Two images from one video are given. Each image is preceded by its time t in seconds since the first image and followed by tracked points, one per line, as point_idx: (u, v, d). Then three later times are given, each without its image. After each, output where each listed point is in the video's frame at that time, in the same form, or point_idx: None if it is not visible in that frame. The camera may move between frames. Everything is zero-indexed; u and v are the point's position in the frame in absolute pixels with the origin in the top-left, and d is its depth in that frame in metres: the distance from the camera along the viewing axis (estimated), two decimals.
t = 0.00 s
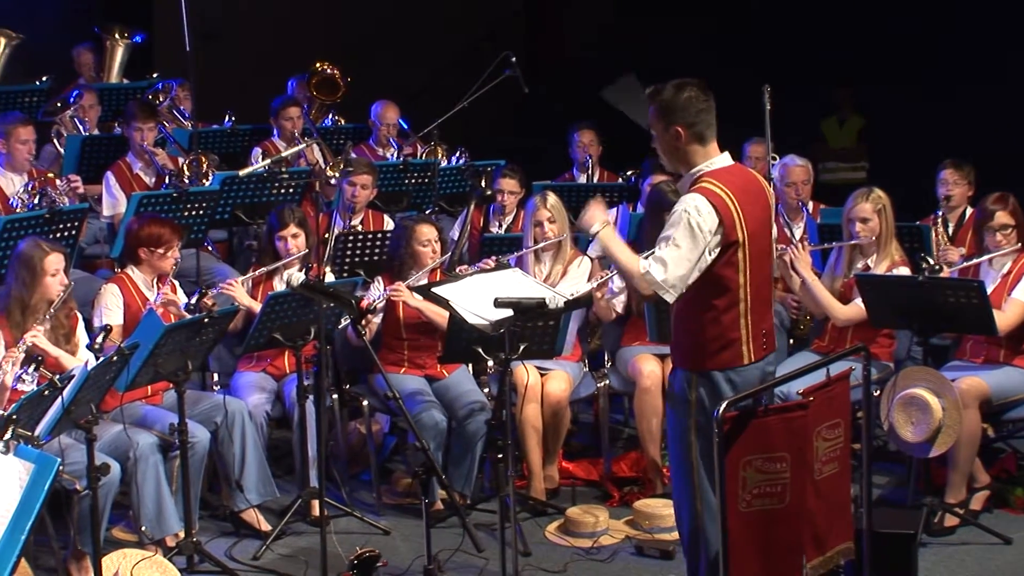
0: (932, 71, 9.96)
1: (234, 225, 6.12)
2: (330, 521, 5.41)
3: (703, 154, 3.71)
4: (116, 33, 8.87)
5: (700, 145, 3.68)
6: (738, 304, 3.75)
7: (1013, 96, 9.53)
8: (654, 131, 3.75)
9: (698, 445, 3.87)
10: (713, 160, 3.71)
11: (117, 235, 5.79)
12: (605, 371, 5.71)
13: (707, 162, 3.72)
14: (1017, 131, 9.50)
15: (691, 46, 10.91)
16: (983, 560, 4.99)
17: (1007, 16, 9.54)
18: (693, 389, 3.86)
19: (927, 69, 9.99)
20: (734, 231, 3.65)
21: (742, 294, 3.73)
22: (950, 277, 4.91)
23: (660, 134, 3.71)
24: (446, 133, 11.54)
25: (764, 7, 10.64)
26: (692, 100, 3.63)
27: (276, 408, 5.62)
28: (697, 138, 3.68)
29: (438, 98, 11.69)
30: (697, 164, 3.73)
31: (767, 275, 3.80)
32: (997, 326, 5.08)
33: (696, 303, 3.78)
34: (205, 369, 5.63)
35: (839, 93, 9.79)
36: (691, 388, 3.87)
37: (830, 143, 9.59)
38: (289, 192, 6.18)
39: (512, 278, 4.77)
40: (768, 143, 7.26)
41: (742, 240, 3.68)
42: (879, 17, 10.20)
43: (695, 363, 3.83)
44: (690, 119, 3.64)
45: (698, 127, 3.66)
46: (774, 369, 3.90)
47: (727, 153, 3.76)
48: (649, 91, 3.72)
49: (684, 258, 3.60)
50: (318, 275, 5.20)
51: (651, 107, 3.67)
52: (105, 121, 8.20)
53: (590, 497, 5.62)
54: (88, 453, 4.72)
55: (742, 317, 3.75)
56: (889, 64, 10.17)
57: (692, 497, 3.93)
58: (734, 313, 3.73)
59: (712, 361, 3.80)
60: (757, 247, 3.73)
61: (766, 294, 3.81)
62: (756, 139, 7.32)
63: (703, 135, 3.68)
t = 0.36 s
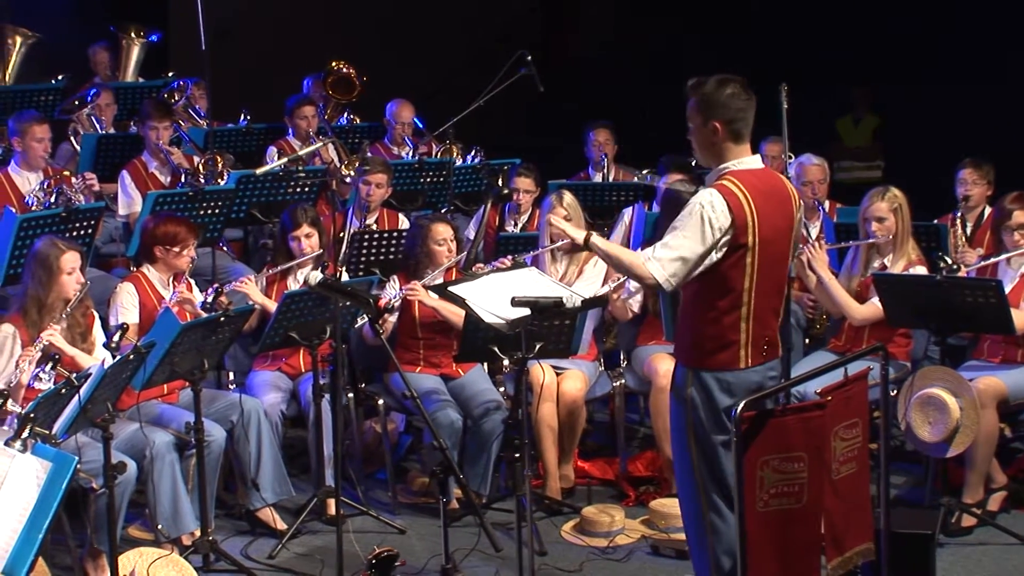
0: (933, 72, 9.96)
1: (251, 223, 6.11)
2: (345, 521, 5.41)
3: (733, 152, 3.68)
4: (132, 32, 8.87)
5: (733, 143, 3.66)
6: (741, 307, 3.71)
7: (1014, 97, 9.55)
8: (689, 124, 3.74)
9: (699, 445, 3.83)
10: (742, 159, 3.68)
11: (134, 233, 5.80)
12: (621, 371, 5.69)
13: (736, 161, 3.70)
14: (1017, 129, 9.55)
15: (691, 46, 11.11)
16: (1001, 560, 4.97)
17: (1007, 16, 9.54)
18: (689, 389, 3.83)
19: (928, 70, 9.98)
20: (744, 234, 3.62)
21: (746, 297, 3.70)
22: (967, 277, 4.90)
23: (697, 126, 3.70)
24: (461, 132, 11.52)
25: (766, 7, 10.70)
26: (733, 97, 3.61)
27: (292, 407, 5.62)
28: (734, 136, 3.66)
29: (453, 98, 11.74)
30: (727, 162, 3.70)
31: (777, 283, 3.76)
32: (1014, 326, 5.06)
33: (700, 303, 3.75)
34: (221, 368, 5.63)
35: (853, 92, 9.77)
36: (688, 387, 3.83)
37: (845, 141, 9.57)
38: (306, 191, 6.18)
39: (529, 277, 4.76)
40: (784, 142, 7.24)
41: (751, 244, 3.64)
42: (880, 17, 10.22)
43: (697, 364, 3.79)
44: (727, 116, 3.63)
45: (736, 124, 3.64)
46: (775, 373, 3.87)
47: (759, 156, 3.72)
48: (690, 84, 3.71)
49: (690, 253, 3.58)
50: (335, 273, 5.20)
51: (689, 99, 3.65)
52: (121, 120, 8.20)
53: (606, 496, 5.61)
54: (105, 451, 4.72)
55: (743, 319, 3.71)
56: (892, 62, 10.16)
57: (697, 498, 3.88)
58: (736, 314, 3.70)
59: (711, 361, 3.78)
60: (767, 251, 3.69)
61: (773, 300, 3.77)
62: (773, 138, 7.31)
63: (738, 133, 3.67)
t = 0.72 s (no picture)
0: (934, 72, 10.00)
1: (266, 224, 6.12)
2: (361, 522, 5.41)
3: (761, 157, 3.64)
4: (148, 32, 8.88)
5: (767, 151, 3.62)
6: (751, 311, 3.67)
7: None
8: (727, 115, 3.68)
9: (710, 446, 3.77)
10: (767, 166, 3.64)
11: (150, 234, 5.81)
12: (637, 372, 5.68)
13: (760, 165, 3.65)
14: None
15: (694, 45, 11.31)
16: (1020, 562, 4.95)
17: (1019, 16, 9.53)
18: (701, 389, 3.77)
19: (928, 70, 10.03)
20: (755, 238, 3.58)
21: (755, 301, 3.65)
22: (986, 278, 4.88)
23: (732, 124, 3.65)
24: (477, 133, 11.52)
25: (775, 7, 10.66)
26: (781, 109, 3.58)
27: (308, 408, 5.62)
28: (768, 145, 3.62)
29: (467, 98, 11.78)
30: (749, 164, 3.65)
31: (786, 287, 3.73)
32: None
33: (708, 299, 3.69)
34: (237, 369, 5.64)
35: (867, 92, 9.76)
36: (699, 387, 3.77)
37: (860, 141, 9.55)
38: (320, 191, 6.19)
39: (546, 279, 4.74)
40: (801, 142, 7.22)
41: (762, 249, 3.60)
42: (891, 17, 10.19)
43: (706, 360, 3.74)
44: (773, 122, 3.58)
45: (778, 132, 3.60)
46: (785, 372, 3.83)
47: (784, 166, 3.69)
48: (749, 78, 3.65)
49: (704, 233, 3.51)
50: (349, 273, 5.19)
51: (745, 94, 3.59)
52: (137, 120, 8.22)
53: (621, 498, 5.60)
54: (121, 452, 4.72)
55: (752, 324, 3.67)
56: (902, 62, 10.15)
57: (708, 501, 3.82)
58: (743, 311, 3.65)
59: (718, 360, 3.72)
60: (778, 258, 3.64)
61: (783, 306, 3.73)
62: (789, 139, 7.29)
63: (775, 140, 3.62)
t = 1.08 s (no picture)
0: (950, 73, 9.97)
1: (284, 226, 6.19)
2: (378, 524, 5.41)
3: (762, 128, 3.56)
4: (165, 33, 8.89)
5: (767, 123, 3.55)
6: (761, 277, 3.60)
7: None
8: (727, 85, 3.55)
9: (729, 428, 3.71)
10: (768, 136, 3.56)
11: (169, 235, 5.82)
12: (655, 375, 5.67)
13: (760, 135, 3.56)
14: None
15: (701, 46, 11.17)
16: None
17: None
18: (720, 368, 3.70)
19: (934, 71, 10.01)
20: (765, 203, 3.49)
21: (765, 267, 3.58)
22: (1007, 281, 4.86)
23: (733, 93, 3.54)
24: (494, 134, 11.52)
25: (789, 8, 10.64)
26: (785, 85, 3.51)
27: (325, 409, 5.62)
28: (770, 117, 3.55)
29: (482, 99, 11.79)
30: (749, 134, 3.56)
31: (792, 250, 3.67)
32: None
33: (720, 261, 3.62)
34: (254, 371, 5.64)
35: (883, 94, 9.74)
36: (718, 367, 3.70)
37: (877, 143, 9.54)
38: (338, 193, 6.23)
39: (564, 281, 4.72)
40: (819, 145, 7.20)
41: (772, 215, 3.52)
42: (904, 17, 10.16)
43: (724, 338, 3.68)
44: (776, 99, 3.52)
45: (779, 109, 3.54)
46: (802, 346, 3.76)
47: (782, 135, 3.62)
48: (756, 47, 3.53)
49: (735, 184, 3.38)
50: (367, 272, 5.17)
51: (754, 66, 3.47)
52: (154, 121, 8.24)
53: (639, 500, 5.59)
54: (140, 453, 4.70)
55: (762, 289, 3.61)
56: (911, 62, 10.14)
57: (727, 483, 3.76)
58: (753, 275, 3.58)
59: (734, 328, 3.66)
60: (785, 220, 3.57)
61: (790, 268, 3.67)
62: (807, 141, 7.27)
63: (775, 114, 3.56)
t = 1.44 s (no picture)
0: (973, 73, 9.96)
1: (305, 225, 6.20)
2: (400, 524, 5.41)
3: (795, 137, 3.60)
4: (186, 33, 8.92)
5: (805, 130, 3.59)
6: (792, 289, 3.63)
7: None
8: (760, 98, 3.62)
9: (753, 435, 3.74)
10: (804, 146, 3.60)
11: (191, 235, 5.84)
12: (676, 375, 5.67)
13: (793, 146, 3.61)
14: None
15: (720, 47, 11.16)
16: None
17: None
18: (744, 377, 3.72)
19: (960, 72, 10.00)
20: (802, 215, 3.53)
21: (796, 280, 3.61)
22: None
23: (767, 104, 3.60)
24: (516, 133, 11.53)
25: (807, 8, 10.63)
26: (817, 89, 3.55)
27: (347, 409, 5.62)
28: (803, 124, 3.59)
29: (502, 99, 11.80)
30: (786, 145, 3.61)
31: (821, 264, 3.70)
32: None
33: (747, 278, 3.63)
34: (276, 370, 5.66)
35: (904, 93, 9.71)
36: (741, 375, 3.72)
37: (897, 144, 9.52)
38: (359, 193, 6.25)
39: (587, 281, 4.69)
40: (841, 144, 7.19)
41: (806, 228, 3.56)
42: (924, 17, 10.15)
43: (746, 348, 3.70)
44: (813, 102, 3.56)
45: (813, 112, 3.58)
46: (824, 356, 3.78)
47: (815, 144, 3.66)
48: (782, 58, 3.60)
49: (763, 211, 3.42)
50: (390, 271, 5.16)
51: (784, 76, 3.54)
52: (176, 121, 8.26)
53: (661, 501, 5.58)
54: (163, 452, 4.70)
55: (792, 303, 3.63)
56: (937, 61, 10.12)
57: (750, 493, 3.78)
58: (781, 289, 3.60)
59: (759, 342, 3.67)
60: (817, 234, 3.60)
61: (819, 283, 3.70)
62: (828, 141, 7.26)
63: (813, 120, 3.60)
